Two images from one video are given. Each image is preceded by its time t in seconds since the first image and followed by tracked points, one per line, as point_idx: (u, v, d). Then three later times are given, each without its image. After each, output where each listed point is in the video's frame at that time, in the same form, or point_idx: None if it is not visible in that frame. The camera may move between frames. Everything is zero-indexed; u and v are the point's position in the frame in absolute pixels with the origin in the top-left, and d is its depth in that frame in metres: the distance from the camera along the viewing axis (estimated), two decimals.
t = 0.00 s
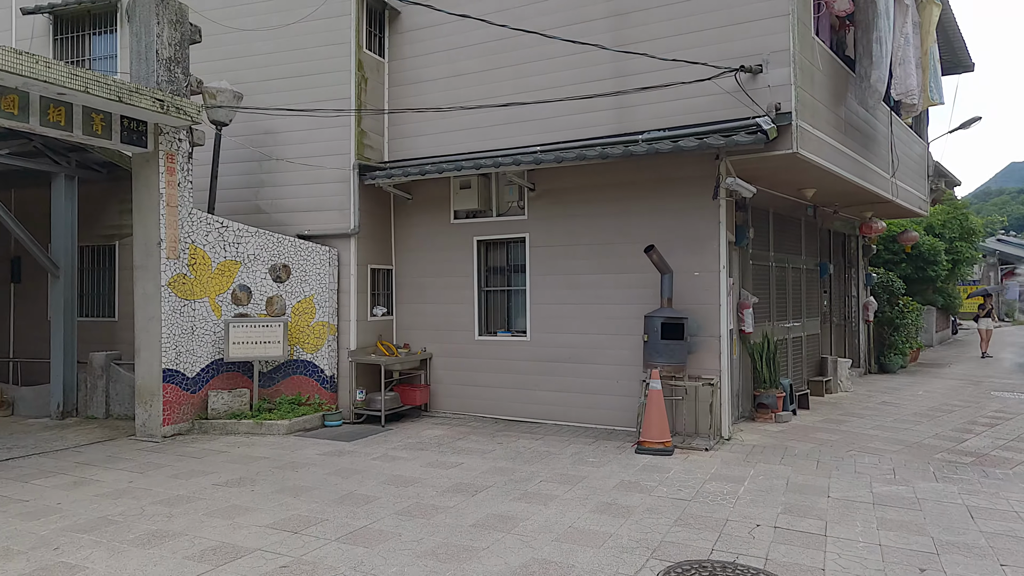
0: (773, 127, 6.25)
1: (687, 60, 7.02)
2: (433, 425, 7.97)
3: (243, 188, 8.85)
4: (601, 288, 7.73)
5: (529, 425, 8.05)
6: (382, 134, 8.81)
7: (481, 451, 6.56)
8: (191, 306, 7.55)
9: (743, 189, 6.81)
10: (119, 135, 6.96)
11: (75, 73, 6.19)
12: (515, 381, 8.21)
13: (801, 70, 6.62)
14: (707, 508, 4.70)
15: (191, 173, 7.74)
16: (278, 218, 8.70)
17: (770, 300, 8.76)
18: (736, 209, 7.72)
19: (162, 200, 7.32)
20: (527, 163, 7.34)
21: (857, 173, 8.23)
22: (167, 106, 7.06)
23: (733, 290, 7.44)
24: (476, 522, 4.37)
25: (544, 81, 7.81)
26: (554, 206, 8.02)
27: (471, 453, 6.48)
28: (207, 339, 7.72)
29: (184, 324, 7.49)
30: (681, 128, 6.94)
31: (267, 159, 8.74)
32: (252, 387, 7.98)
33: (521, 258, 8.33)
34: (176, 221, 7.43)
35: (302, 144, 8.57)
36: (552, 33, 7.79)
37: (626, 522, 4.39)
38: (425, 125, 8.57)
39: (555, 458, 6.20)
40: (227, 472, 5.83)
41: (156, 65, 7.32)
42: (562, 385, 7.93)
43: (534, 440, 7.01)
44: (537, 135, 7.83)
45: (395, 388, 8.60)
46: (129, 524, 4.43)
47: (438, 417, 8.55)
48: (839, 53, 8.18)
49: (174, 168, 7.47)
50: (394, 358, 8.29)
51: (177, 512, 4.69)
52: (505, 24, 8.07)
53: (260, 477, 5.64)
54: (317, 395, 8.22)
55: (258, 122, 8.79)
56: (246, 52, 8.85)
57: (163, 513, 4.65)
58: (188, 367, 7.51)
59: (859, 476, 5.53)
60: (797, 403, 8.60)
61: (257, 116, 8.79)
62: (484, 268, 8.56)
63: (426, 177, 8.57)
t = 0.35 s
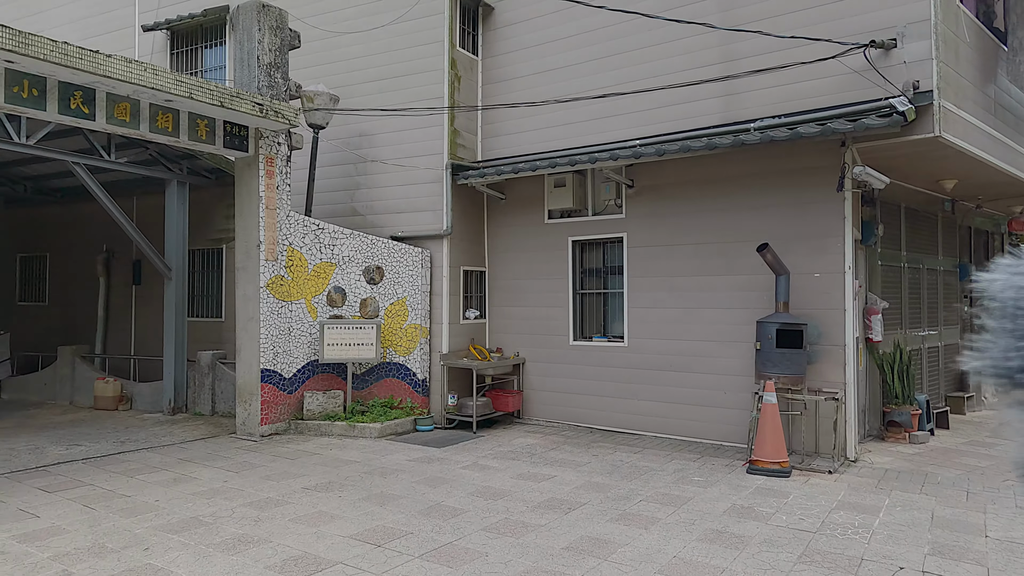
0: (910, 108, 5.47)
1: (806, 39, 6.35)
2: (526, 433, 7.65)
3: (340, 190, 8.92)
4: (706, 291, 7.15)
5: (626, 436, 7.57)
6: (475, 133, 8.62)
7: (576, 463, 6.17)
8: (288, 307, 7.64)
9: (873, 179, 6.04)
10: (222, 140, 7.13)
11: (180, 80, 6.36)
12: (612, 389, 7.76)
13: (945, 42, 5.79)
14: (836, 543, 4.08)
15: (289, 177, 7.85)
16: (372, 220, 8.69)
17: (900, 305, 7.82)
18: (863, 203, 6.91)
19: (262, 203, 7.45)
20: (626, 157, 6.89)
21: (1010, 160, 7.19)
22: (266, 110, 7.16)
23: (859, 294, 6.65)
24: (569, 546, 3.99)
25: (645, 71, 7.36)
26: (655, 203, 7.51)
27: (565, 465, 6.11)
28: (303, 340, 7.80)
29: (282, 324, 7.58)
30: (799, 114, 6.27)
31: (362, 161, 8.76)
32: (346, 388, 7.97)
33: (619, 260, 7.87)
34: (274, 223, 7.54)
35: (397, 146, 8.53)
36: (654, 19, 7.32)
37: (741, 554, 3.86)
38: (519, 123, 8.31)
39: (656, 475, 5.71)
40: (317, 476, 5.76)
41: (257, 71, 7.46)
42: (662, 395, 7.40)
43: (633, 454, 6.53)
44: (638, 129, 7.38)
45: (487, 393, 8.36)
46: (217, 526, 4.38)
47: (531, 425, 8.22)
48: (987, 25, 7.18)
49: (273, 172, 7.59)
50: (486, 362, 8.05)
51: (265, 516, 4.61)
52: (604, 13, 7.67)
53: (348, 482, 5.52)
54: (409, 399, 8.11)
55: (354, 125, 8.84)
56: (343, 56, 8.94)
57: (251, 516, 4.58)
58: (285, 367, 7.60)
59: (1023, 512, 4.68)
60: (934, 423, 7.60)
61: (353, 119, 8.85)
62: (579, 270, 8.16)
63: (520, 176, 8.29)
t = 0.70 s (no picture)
0: None
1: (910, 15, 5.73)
2: (593, 443, 7.29)
3: (405, 190, 8.82)
4: (790, 295, 6.58)
5: (701, 450, 7.08)
6: (543, 129, 8.33)
7: (644, 479, 5.77)
8: (352, 308, 7.58)
9: (989, 170, 5.33)
10: (288, 140, 7.13)
11: (246, 81, 6.37)
12: (685, 399, 7.28)
13: None
14: None
15: (354, 176, 7.79)
16: (437, 220, 8.54)
17: (1017, 312, 6.97)
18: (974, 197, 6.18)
19: (327, 203, 7.42)
20: (702, 151, 6.43)
21: None
22: (330, 110, 7.10)
23: (969, 299, 5.93)
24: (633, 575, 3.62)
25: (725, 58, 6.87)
26: (733, 200, 6.99)
27: (633, 481, 5.72)
28: (366, 341, 7.73)
29: (345, 326, 7.53)
30: (900, 100, 5.64)
31: (427, 161, 8.63)
32: (409, 391, 7.84)
33: (693, 261, 7.38)
34: (339, 223, 7.49)
35: (462, 144, 8.34)
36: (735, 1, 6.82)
37: None
38: (588, 118, 7.95)
39: (733, 495, 5.24)
40: (374, 482, 5.61)
41: (323, 72, 7.44)
42: (741, 406, 6.87)
43: (708, 471, 6.06)
44: (716, 120, 6.90)
45: (552, 400, 8.04)
46: (268, 534, 4.26)
47: (598, 434, 7.85)
48: None
49: (338, 172, 7.54)
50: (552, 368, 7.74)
51: (317, 525, 4.47)
52: None
53: (405, 491, 5.34)
54: (472, 403, 7.90)
55: (419, 123, 8.72)
56: (409, 55, 8.84)
57: (303, 525, 4.45)
58: (349, 369, 7.55)
59: None
60: None
61: (419, 118, 8.72)
62: (651, 272, 7.72)
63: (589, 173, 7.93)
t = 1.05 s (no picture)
0: None
1: None
2: (647, 448, 6.90)
3: (455, 183, 8.63)
4: (867, 294, 6.03)
5: (764, 459, 6.59)
6: (597, 118, 7.97)
7: (700, 489, 5.36)
8: (399, 303, 7.44)
9: None
10: (335, 131, 7.03)
11: (292, 70, 6.29)
12: (747, 403, 6.79)
13: None
14: None
15: (403, 169, 7.64)
16: (488, 213, 8.31)
17: None
18: None
19: (375, 196, 7.30)
20: (768, 136, 5.95)
21: None
22: (378, 100, 6.95)
23: None
24: None
25: (796, 35, 6.39)
26: (803, 190, 6.48)
27: (688, 490, 5.32)
28: (414, 337, 7.57)
29: (392, 321, 7.39)
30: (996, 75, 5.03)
31: (478, 153, 8.41)
32: (456, 389, 7.63)
33: (757, 256, 6.88)
34: (386, 216, 7.36)
35: (513, 134, 8.08)
36: None
37: None
38: (646, 105, 7.56)
39: (799, 511, 4.78)
40: (414, 482, 5.42)
41: (371, 61, 7.32)
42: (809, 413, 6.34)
43: (771, 482, 5.59)
44: (785, 104, 6.43)
45: (604, 401, 7.68)
46: (297, 534, 4.11)
47: (653, 439, 7.44)
48: None
49: (386, 164, 7.40)
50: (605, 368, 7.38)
51: (348, 526, 4.29)
52: None
53: (444, 492, 5.11)
54: (521, 403, 7.62)
55: (470, 115, 8.51)
56: (460, 44, 8.64)
57: (334, 525, 4.28)
58: (395, 365, 7.41)
59: None
60: None
61: (469, 109, 8.51)
62: (711, 268, 7.25)
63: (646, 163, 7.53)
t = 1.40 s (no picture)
0: None
1: None
2: (699, 455, 6.51)
3: (500, 178, 8.39)
4: (946, 292, 5.47)
5: (828, 470, 6.09)
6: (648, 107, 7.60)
7: (755, 503, 4.96)
8: (441, 300, 7.26)
9: None
10: (377, 125, 6.91)
11: (332, 63, 6.18)
12: (810, 409, 6.31)
13: None
14: None
15: (446, 163, 7.46)
16: (534, 208, 8.04)
17: None
18: None
19: (417, 191, 7.14)
20: (834, 120, 5.46)
21: None
22: (419, 92, 6.77)
23: None
24: None
25: (867, 11, 5.89)
26: (873, 179, 5.95)
27: (741, 504, 4.92)
28: (457, 335, 7.38)
29: (434, 318, 7.22)
30: None
31: (524, 146, 8.15)
32: (499, 389, 7.40)
33: (822, 251, 6.37)
34: (429, 212, 7.19)
35: (560, 126, 7.78)
36: None
37: None
38: (701, 91, 7.14)
39: (867, 532, 4.33)
40: (450, 486, 5.21)
41: (414, 53, 7.16)
42: (879, 422, 5.82)
43: (835, 497, 5.13)
44: (855, 85, 5.94)
45: (655, 404, 7.30)
46: (322, 540, 3.95)
47: (707, 445, 7.03)
48: None
49: (428, 158, 7.23)
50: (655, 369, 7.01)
51: (376, 532, 4.11)
52: None
53: (480, 499, 4.89)
54: (567, 405, 7.33)
55: (516, 107, 8.25)
56: (506, 35, 8.40)
57: (362, 531, 4.11)
58: (438, 363, 7.24)
59: None
60: None
61: (515, 101, 8.25)
62: (771, 264, 6.77)
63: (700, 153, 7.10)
